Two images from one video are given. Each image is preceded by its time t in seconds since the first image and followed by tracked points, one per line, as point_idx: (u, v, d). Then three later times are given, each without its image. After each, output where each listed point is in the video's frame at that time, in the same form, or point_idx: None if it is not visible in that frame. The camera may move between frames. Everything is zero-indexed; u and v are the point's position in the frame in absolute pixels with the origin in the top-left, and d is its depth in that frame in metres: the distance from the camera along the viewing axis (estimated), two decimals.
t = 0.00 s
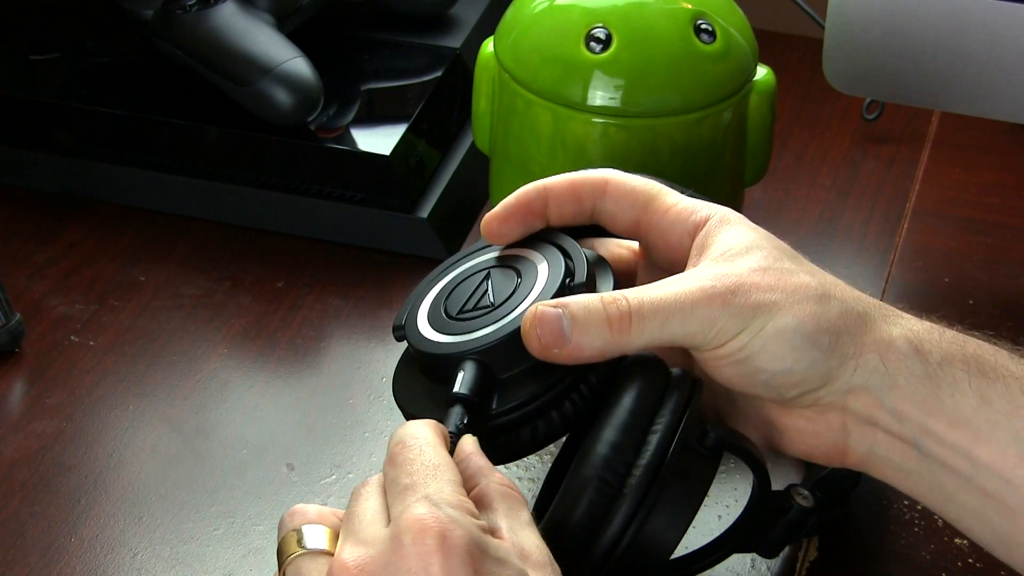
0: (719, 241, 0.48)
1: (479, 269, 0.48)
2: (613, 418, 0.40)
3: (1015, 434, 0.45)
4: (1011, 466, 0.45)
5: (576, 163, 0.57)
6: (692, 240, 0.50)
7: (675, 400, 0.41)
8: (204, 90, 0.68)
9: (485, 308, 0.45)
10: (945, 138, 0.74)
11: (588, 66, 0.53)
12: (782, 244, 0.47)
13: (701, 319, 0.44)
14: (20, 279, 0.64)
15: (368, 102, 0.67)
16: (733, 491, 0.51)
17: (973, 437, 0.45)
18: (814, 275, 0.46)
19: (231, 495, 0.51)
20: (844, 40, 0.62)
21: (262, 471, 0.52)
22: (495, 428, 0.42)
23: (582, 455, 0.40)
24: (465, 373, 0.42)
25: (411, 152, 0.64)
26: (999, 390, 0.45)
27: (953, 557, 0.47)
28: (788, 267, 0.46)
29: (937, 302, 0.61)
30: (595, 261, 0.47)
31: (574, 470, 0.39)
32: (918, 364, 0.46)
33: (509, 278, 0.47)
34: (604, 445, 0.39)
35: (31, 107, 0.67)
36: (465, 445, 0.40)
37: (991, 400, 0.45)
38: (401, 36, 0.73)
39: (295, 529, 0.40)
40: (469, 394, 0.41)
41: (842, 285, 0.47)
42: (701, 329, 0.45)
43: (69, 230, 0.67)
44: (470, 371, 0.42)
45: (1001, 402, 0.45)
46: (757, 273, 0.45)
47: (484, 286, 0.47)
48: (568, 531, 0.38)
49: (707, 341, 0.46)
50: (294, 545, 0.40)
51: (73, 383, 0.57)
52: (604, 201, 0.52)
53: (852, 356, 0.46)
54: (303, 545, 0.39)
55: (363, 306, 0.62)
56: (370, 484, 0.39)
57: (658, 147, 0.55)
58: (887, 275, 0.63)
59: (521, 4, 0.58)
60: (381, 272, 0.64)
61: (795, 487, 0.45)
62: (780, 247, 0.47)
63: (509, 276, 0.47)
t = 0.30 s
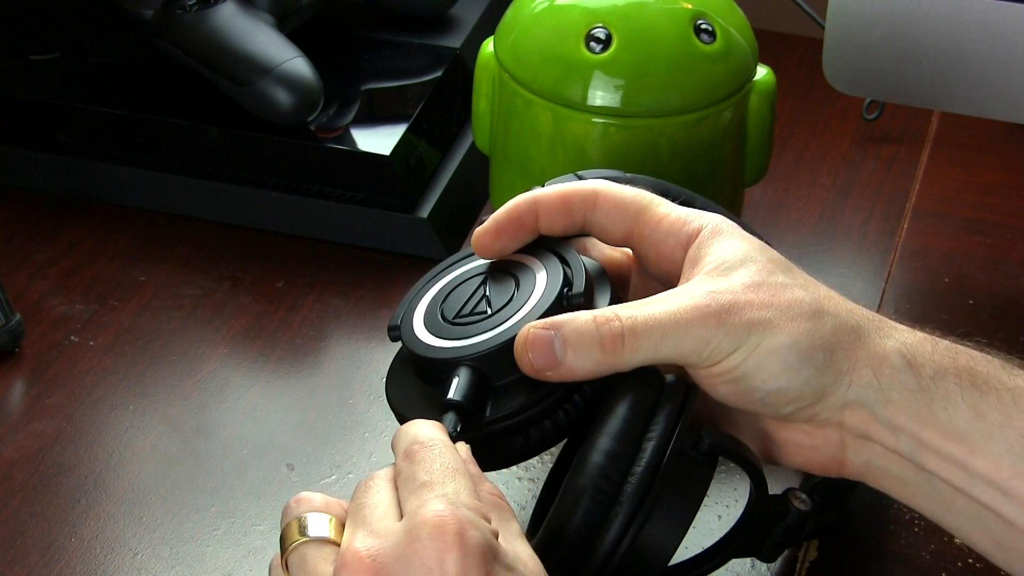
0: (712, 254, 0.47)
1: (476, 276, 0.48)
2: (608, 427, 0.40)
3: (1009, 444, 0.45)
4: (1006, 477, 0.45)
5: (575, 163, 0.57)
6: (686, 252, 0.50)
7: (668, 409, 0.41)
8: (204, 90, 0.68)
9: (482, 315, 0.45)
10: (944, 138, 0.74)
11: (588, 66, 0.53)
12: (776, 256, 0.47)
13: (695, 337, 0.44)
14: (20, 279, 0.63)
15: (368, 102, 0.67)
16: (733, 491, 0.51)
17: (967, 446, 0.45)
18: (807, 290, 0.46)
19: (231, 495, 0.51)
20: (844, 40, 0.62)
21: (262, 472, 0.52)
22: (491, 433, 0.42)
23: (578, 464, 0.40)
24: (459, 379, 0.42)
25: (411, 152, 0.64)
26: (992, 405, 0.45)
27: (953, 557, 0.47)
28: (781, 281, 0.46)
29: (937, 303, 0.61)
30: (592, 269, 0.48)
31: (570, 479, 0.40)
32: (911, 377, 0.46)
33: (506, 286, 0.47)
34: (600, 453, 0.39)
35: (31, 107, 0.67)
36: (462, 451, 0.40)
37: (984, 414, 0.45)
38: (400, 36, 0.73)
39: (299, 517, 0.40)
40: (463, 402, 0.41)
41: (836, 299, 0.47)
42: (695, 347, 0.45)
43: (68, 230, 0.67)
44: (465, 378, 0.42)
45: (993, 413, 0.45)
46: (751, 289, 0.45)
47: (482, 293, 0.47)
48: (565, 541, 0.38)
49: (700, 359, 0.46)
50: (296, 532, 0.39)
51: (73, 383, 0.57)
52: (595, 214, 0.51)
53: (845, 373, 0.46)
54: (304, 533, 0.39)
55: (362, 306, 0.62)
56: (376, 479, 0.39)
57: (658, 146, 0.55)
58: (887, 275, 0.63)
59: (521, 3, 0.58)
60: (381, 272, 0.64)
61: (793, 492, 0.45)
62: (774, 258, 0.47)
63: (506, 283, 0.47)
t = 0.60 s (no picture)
0: (712, 256, 0.47)
1: (477, 275, 0.48)
2: (605, 423, 0.40)
3: (1008, 445, 0.45)
4: (1004, 478, 0.45)
5: (575, 163, 0.57)
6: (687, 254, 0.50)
7: (664, 406, 0.41)
8: (204, 90, 0.68)
9: (483, 316, 0.45)
10: (944, 138, 0.74)
11: (588, 66, 0.53)
12: (776, 259, 0.47)
13: (696, 339, 0.44)
14: (19, 279, 0.63)
15: (368, 102, 0.67)
16: (733, 491, 0.51)
17: (966, 447, 0.45)
18: (807, 292, 0.46)
19: (230, 495, 0.51)
20: (844, 40, 0.62)
21: (262, 471, 0.52)
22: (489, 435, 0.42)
23: (574, 461, 0.40)
24: (460, 381, 0.42)
25: (411, 152, 0.64)
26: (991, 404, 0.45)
27: (953, 557, 0.47)
28: (782, 283, 0.46)
29: (936, 303, 0.61)
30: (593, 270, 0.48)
31: (566, 476, 0.39)
32: (910, 380, 0.46)
33: (507, 286, 0.47)
34: (595, 449, 0.39)
35: (31, 107, 0.67)
36: (460, 453, 0.39)
37: (983, 414, 0.45)
38: (400, 36, 0.73)
39: (295, 521, 0.40)
40: (464, 404, 0.41)
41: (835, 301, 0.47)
42: (696, 349, 0.45)
43: (68, 230, 0.67)
44: (466, 381, 0.42)
45: (991, 414, 0.45)
46: (751, 291, 0.45)
47: (483, 294, 0.47)
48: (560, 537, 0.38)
49: (699, 361, 0.46)
50: (293, 536, 0.40)
51: (72, 383, 0.57)
52: (596, 216, 0.51)
53: (845, 375, 0.46)
54: (300, 536, 0.39)
55: (362, 306, 0.62)
56: (372, 479, 0.39)
57: (659, 147, 0.55)
58: (887, 275, 0.63)
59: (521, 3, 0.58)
60: (381, 272, 0.64)
61: (792, 491, 0.45)
62: (773, 261, 0.47)
63: (507, 283, 0.47)
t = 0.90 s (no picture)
0: (713, 259, 0.47)
1: (478, 276, 0.48)
2: (602, 424, 0.40)
3: (1007, 447, 0.45)
4: (1004, 480, 0.45)
5: (575, 163, 0.57)
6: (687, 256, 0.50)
7: (662, 408, 0.41)
8: (204, 90, 0.68)
9: (483, 318, 0.45)
10: (944, 138, 0.74)
11: (588, 66, 0.53)
12: (776, 261, 0.47)
13: (696, 341, 0.44)
14: (19, 279, 0.63)
15: (368, 102, 0.67)
16: (733, 491, 0.51)
17: (965, 448, 0.45)
18: (807, 294, 0.46)
19: (231, 495, 0.51)
20: (845, 40, 0.62)
21: (262, 471, 0.52)
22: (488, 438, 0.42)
23: (571, 461, 0.40)
24: (459, 383, 0.42)
25: (411, 153, 0.64)
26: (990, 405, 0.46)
27: (953, 557, 0.47)
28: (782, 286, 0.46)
29: (936, 303, 0.61)
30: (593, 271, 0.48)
31: (562, 477, 0.39)
32: (909, 382, 0.46)
33: (507, 287, 0.47)
34: (592, 450, 0.39)
35: (30, 107, 0.67)
36: (454, 453, 0.39)
37: (982, 415, 0.45)
38: (400, 37, 0.73)
39: (290, 530, 0.40)
40: (462, 407, 0.41)
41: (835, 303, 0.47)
42: (696, 351, 0.45)
43: (68, 230, 0.67)
44: (464, 384, 0.42)
45: (991, 417, 0.45)
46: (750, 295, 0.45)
47: (483, 295, 0.47)
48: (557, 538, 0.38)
49: (698, 364, 0.46)
50: (287, 545, 0.40)
51: (72, 383, 0.57)
52: (596, 217, 0.51)
53: (844, 377, 0.46)
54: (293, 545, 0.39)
55: (362, 306, 0.62)
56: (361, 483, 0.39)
57: (658, 147, 0.55)
58: (887, 275, 0.63)
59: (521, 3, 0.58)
60: (381, 273, 0.64)
61: (791, 491, 0.45)
62: (774, 264, 0.47)
63: (508, 284, 0.47)
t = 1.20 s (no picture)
0: (714, 260, 0.47)
1: (479, 275, 0.48)
2: (602, 424, 0.40)
3: (1006, 449, 0.45)
4: (1004, 482, 0.45)
5: (575, 163, 0.57)
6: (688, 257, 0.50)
7: (662, 408, 0.41)
8: (204, 90, 0.68)
9: (484, 318, 0.45)
10: (944, 138, 0.74)
11: (588, 66, 0.53)
12: (776, 263, 0.47)
13: (698, 343, 0.44)
14: (19, 279, 0.63)
15: (368, 102, 0.67)
16: (733, 491, 0.51)
17: (965, 450, 0.45)
18: (808, 296, 0.46)
19: (231, 495, 0.51)
20: (845, 39, 0.62)
21: (262, 472, 0.52)
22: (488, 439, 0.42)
23: (571, 462, 0.40)
24: (459, 385, 0.42)
25: (411, 153, 0.64)
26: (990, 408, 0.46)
27: (953, 557, 0.47)
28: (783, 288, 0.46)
29: (937, 303, 0.61)
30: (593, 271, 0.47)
31: (563, 477, 0.39)
32: (909, 384, 0.46)
33: (508, 288, 0.47)
34: (593, 450, 0.39)
35: (30, 107, 0.67)
36: (449, 455, 0.39)
37: (982, 417, 0.45)
38: (400, 37, 0.73)
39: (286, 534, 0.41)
40: (462, 409, 0.41)
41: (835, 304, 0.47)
42: (697, 353, 0.45)
43: (68, 230, 0.67)
44: (464, 385, 0.42)
45: (991, 419, 0.45)
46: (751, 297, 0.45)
47: (484, 295, 0.47)
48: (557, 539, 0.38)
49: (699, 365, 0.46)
50: (282, 548, 0.40)
51: (73, 383, 0.57)
52: (597, 217, 0.51)
53: (844, 380, 0.46)
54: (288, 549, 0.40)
55: (362, 307, 0.62)
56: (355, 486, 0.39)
57: (658, 147, 0.55)
58: (887, 275, 0.63)
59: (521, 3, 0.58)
60: (381, 273, 0.64)
61: (791, 492, 0.45)
62: (774, 266, 0.47)
63: (508, 285, 0.47)
